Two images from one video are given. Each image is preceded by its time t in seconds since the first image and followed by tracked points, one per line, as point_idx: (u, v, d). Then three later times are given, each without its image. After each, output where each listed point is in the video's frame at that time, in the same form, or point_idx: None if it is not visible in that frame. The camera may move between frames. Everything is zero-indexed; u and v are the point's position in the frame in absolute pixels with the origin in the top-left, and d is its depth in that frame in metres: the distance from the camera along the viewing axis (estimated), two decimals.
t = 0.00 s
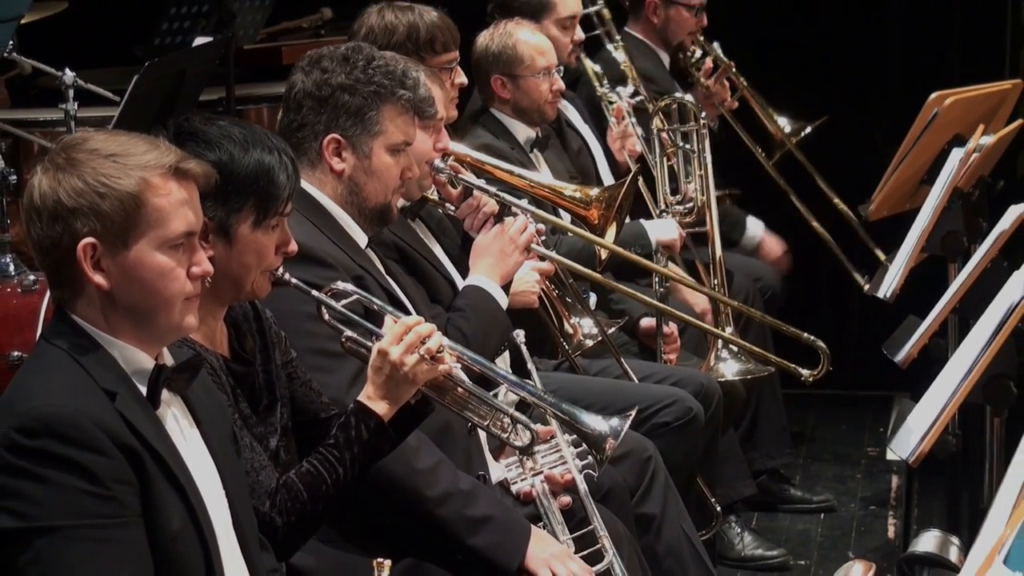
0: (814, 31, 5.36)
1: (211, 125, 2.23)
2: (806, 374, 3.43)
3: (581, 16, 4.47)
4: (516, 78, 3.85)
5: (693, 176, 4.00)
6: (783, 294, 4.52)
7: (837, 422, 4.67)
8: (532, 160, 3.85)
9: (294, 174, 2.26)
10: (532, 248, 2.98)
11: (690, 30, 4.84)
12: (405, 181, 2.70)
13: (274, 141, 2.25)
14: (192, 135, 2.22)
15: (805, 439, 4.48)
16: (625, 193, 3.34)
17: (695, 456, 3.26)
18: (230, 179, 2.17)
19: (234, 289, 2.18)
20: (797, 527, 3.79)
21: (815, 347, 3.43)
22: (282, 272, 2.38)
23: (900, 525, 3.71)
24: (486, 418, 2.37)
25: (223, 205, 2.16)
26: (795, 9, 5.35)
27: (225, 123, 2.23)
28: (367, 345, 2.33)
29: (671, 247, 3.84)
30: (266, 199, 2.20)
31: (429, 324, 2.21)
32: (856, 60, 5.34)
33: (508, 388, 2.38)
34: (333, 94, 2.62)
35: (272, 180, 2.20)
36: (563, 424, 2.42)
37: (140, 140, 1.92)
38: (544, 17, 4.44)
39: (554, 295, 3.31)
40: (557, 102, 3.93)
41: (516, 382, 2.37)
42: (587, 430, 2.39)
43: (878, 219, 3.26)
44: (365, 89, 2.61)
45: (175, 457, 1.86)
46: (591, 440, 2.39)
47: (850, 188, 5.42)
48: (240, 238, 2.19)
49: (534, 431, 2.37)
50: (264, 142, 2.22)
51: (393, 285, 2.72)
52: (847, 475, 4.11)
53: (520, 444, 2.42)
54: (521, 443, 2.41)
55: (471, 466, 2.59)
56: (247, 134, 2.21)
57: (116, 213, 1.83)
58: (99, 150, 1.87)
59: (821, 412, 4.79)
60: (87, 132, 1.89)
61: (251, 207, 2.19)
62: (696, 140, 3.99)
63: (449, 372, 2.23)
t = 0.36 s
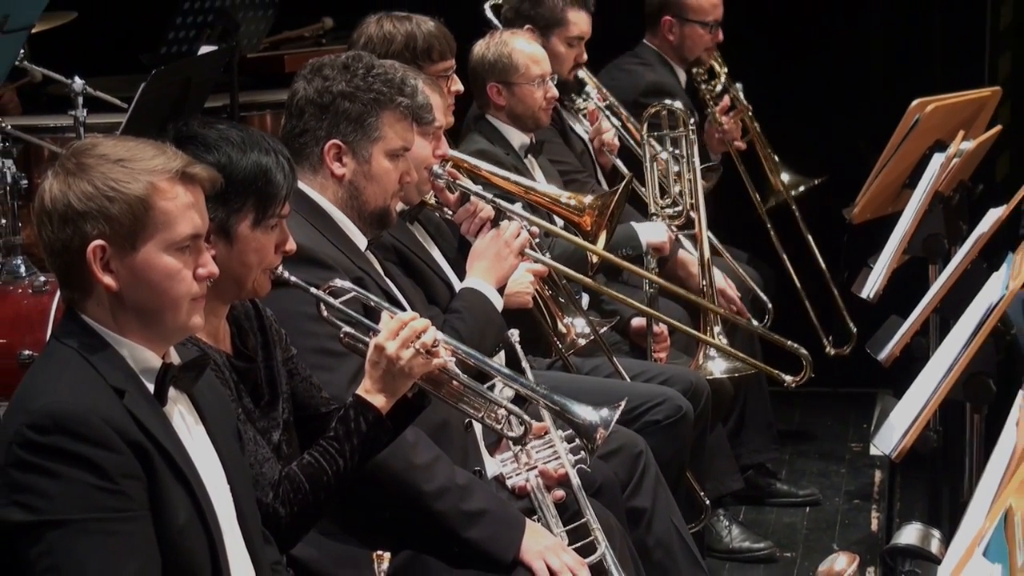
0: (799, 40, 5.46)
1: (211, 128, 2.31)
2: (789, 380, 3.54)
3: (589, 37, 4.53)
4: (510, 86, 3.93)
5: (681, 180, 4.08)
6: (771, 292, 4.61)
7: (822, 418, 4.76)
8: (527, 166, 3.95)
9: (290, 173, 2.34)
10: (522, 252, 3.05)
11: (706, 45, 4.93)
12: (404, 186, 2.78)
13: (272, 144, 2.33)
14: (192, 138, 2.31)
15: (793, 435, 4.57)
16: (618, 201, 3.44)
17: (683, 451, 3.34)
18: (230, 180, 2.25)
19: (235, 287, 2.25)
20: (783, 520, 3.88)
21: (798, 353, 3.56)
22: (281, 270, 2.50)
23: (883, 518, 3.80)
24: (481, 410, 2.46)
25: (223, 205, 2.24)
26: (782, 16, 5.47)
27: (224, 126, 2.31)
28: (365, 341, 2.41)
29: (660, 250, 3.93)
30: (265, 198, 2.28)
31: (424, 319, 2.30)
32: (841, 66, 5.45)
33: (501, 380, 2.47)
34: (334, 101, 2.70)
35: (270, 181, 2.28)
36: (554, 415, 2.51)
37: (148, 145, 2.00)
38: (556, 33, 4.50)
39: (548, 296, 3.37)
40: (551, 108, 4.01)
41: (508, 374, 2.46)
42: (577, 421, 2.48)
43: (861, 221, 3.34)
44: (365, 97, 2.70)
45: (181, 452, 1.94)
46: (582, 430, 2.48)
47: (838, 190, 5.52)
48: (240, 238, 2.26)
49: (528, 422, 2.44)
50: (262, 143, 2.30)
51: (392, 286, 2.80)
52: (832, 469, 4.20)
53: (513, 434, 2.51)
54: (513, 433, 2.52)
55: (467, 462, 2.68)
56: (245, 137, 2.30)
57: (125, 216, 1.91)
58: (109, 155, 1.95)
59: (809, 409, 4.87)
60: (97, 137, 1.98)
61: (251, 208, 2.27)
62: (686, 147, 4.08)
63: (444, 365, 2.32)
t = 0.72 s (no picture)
0: (790, 43, 5.47)
1: (209, 132, 2.40)
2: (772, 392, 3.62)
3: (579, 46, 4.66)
4: (505, 94, 4.01)
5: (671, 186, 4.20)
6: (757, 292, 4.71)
7: (808, 416, 4.85)
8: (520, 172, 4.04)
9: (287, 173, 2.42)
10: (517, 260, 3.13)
11: (748, 64, 4.95)
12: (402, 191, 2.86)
13: (270, 147, 2.41)
14: (194, 142, 2.39)
15: (779, 432, 4.65)
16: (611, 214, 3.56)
17: (671, 447, 3.42)
18: (231, 181, 2.32)
19: (236, 287, 2.31)
20: (769, 515, 3.96)
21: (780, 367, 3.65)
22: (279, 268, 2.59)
23: (865, 512, 3.89)
24: (475, 404, 2.53)
25: (223, 205, 2.31)
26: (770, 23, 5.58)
27: (224, 131, 2.39)
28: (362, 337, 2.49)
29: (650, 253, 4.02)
30: (264, 199, 2.35)
31: (418, 316, 2.37)
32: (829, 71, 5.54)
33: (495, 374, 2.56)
34: (335, 109, 2.79)
35: (267, 182, 2.35)
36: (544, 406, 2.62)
37: (152, 152, 2.07)
38: (547, 42, 4.63)
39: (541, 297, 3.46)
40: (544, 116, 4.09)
41: (502, 368, 2.56)
42: (567, 412, 2.59)
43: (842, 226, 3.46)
44: (365, 105, 2.78)
45: (186, 448, 2.02)
46: (573, 421, 2.60)
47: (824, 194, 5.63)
48: (240, 238, 2.33)
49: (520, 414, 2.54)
50: (261, 147, 2.39)
51: (389, 288, 2.88)
52: (816, 465, 4.29)
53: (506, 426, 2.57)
54: (506, 425, 2.59)
55: (464, 458, 2.76)
56: (244, 141, 2.38)
57: (131, 220, 1.98)
58: (115, 162, 2.02)
59: (796, 406, 4.96)
60: (103, 144, 2.05)
61: (250, 209, 2.34)
62: (674, 153, 4.19)
63: (438, 360, 2.39)
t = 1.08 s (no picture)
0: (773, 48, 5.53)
1: (210, 140, 2.48)
2: (750, 416, 3.76)
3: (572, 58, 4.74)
4: (500, 104, 4.11)
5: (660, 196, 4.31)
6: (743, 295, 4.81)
7: (795, 415, 4.96)
8: (514, 180, 4.14)
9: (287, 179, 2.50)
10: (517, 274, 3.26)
11: (736, 80, 5.05)
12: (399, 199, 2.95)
13: (269, 155, 2.49)
14: (198, 150, 2.47)
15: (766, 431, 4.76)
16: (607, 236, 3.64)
17: (660, 446, 3.51)
18: (234, 187, 2.40)
19: (237, 289, 2.40)
20: (755, 511, 4.06)
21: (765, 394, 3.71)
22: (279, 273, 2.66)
23: (848, 508, 4.00)
24: (469, 403, 2.61)
25: (225, 210, 2.38)
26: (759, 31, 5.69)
27: (226, 138, 2.47)
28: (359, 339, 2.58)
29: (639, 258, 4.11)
30: (264, 204, 2.42)
31: (413, 317, 2.46)
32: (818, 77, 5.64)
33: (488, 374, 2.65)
34: (335, 119, 2.87)
35: (266, 188, 2.42)
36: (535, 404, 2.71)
37: (160, 160, 2.14)
38: (542, 55, 4.72)
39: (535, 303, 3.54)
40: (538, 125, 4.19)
41: (495, 368, 2.65)
42: (558, 410, 2.68)
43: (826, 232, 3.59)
44: (364, 115, 2.87)
45: (191, 448, 2.10)
46: (564, 418, 2.69)
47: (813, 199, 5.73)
48: (241, 242, 2.40)
49: (512, 411, 2.62)
50: (261, 155, 2.46)
51: (387, 293, 2.96)
52: (801, 463, 4.41)
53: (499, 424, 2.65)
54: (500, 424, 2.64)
55: (460, 456, 2.87)
56: (246, 149, 2.46)
57: (140, 226, 2.05)
58: (124, 170, 2.10)
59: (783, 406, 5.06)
60: (112, 152, 2.12)
61: (251, 213, 2.41)
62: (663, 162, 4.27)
63: (433, 359, 2.47)
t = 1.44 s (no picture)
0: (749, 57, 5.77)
1: (216, 148, 2.56)
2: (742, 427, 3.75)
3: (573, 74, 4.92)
4: (493, 113, 4.20)
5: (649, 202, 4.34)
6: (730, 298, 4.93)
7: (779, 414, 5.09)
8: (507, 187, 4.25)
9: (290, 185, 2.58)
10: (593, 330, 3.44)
11: (673, 78, 5.35)
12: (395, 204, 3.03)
13: (271, 161, 2.57)
14: (202, 157, 2.55)
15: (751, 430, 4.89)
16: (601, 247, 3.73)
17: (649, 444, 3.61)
18: (238, 193, 2.47)
19: (240, 290, 2.47)
20: (740, 507, 4.20)
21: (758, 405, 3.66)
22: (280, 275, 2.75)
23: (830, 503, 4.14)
24: (466, 402, 2.71)
25: (229, 215, 2.46)
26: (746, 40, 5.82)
27: (230, 145, 2.55)
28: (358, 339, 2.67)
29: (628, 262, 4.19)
30: (267, 210, 2.50)
31: (411, 319, 2.54)
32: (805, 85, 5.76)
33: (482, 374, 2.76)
34: (332, 128, 2.96)
35: (269, 196, 2.50)
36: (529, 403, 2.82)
37: (161, 166, 2.18)
38: (544, 70, 4.89)
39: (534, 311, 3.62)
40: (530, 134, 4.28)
41: (490, 368, 2.75)
42: (550, 407, 2.77)
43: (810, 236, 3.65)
44: (362, 124, 2.95)
45: (195, 446, 2.15)
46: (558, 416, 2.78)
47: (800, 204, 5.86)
48: (245, 244, 2.47)
49: (506, 410, 2.74)
50: (263, 162, 2.54)
51: (384, 295, 3.04)
52: (784, 461, 4.54)
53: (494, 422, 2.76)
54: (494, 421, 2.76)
55: (454, 455, 2.94)
56: (250, 157, 2.54)
57: (143, 231, 2.09)
58: (127, 176, 2.14)
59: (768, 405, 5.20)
60: (114, 160, 2.16)
61: (254, 218, 2.48)
62: (648, 168, 4.36)
63: (430, 359, 2.55)
